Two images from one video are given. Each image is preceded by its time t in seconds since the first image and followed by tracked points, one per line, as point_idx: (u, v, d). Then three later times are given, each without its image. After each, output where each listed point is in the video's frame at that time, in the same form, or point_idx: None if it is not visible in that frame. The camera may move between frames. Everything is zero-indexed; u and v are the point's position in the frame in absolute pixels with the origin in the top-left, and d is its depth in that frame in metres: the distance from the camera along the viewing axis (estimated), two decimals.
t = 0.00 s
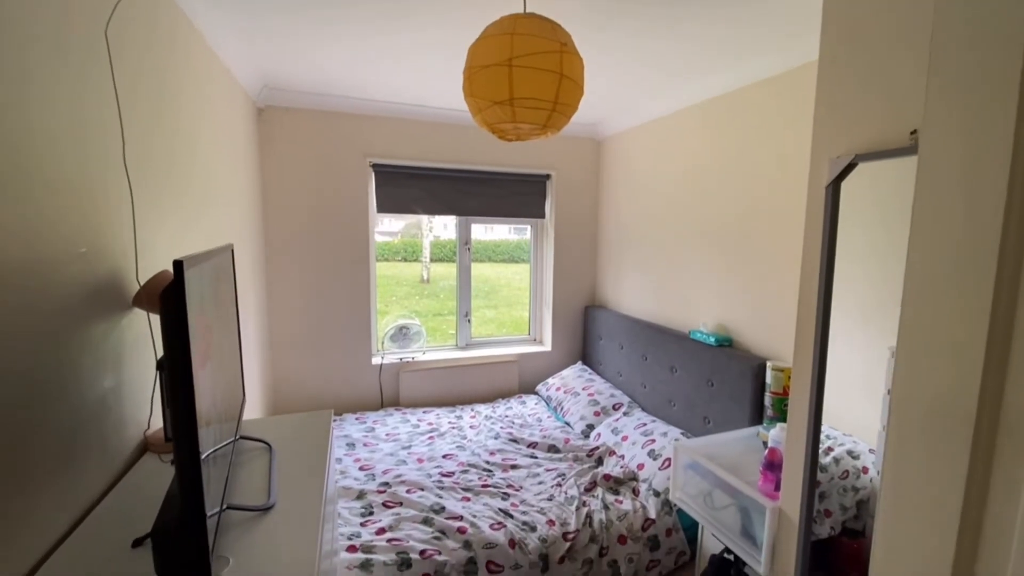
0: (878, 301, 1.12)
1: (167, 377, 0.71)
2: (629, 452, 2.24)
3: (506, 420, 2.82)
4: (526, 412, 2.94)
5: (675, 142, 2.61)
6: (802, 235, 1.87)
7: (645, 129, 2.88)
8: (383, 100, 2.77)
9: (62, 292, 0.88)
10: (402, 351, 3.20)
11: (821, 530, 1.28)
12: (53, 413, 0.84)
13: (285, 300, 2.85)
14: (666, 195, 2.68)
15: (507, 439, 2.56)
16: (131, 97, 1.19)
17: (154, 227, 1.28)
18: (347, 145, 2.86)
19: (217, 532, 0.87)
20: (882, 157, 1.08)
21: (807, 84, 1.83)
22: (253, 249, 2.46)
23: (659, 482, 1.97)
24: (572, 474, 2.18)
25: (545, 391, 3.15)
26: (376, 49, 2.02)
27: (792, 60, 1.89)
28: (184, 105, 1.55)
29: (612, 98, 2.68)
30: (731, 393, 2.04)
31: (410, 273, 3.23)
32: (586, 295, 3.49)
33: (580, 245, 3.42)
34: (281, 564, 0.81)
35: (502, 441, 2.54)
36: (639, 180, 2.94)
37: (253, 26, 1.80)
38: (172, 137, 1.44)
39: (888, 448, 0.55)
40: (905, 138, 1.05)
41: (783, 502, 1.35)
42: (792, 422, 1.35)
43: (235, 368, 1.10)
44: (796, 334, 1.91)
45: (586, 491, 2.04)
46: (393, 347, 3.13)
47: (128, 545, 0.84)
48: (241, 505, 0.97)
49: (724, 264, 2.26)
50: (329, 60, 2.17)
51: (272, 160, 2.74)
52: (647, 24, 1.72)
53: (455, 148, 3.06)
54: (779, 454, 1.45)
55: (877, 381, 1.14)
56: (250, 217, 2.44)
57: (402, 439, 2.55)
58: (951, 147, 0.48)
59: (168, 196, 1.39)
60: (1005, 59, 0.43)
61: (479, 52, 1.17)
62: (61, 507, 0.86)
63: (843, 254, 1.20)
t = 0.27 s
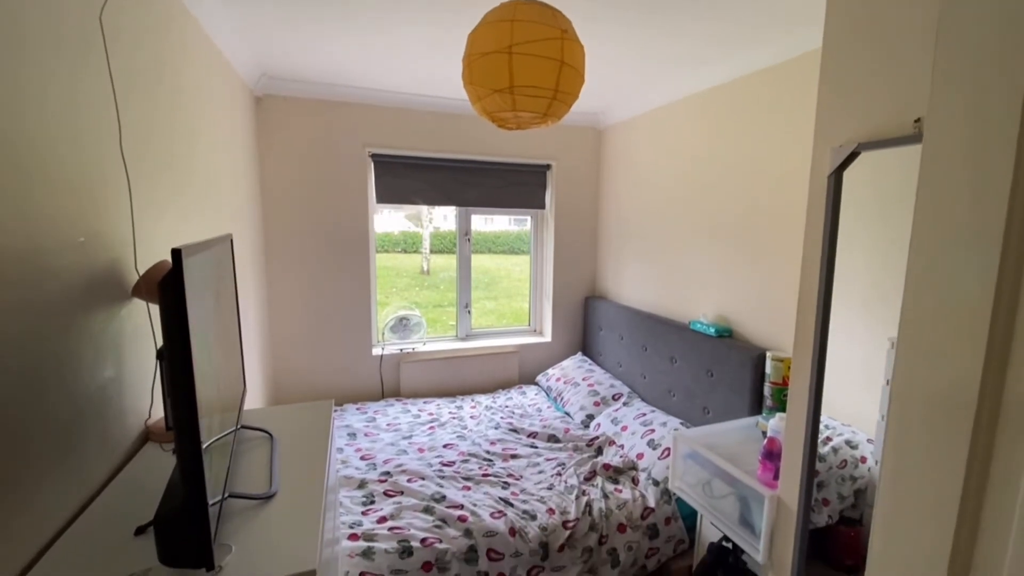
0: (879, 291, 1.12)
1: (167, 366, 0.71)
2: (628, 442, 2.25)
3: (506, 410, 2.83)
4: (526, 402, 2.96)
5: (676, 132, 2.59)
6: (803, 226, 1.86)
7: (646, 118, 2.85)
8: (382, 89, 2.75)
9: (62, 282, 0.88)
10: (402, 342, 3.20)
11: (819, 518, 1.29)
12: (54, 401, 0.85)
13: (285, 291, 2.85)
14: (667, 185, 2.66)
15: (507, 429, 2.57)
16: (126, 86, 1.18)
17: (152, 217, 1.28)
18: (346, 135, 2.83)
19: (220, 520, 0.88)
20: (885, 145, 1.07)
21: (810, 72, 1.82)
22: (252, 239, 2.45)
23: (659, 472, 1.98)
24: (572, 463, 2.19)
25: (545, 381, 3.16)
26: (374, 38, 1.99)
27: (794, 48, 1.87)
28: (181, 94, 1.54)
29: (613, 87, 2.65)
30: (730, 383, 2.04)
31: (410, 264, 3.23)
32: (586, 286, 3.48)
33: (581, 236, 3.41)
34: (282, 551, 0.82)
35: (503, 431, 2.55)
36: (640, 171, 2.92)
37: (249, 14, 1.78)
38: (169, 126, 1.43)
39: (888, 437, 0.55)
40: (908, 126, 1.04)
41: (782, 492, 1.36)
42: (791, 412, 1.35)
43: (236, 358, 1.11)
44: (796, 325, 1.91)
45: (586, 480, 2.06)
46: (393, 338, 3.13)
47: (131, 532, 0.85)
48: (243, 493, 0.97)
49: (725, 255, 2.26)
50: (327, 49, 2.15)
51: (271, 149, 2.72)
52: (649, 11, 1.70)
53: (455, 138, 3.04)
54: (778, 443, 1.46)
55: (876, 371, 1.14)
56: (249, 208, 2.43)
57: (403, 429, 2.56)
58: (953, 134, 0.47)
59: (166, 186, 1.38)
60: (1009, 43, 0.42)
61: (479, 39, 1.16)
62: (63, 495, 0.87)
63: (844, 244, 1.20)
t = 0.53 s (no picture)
0: (882, 281, 1.11)
1: (167, 356, 0.71)
2: (628, 433, 2.26)
3: (506, 402, 2.84)
4: (526, 394, 2.97)
5: (677, 122, 2.57)
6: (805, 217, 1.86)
7: (647, 110, 2.83)
8: (381, 79, 2.73)
9: (62, 272, 0.88)
10: (403, 334, 3.20)
11: (817, 509, 1.29)
12: (56, 392, 0.85)
13: (285, 284, 2.85)
14: (668, 177, 2.65)
15: (507, 421, 2.58)
16: (124, 76, 1.17)
17: (151, 208, 1.27)
18: (345, 126, 2.82)
19: (222, 509, 0.89)
20: (888, 135, 1.07)
21: (813, 62, 1.80)
22: (251, 231, 2.45)
23: (658, 462, 2.00)
24: (572, 454, 2.20)
25: (545, 373, 3.17)
26: (373, 28, 1.97)
27: (797, 38, 1.86)
28: (179, 84, 1.52)
29: (614, 78, 2.63)
30: (730, 374, 2.05)
31: (410, 256, 3.22)
32: (586, 278, 3.48)
33: (581, 228, 3.40)
34: (285, 540, 0.82)
35: (503, 423, 2.56)
36: (641, 162, 2.90)
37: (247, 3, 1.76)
38: (167, 117, 1.42)
39: (888, 426, 0.55)
40: (912, 116, 1.03)
41: (781, 482, 1.37)
42: (791, 404, 1.35)
43: (237, 349, 1.11)
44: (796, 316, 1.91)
45: (586, 471, 2.07)
46: (393, 330, 3.14)
47: (133, 522, 0.86)
48: (245, 483, 0.98)
49: (726, 246, 2.25)
50: (326, 39, 2.13)
51: (270, 141, 2.71)
52: None
53: (454, 129, 3.02)
54: (777, 434, 1.47)
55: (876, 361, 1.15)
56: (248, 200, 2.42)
57: (404, 421, 2.57)
58: (956, 120, 0.47)
59: (165, 178, 1.37)
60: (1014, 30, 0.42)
61: (479, 28, 1.14)
62: (66, 485, 0.88)
63: (846, 235, 1.20)
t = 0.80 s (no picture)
0: (884, 273, 1.11)
1: (167, 347, 0.71)
2: (628, 425, 2.27)
3: (506, 394, 2.85)
4: (526, 386, 2.98)
5: (679, 114, 2.55)
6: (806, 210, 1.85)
7: (648, 101, 2.81)
8: (380, 70, 2.71)
9: (62, 264, 0.88)
10: (403, 327, 3.21)
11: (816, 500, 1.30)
12: (56, 384, 0.85)
13: (285, 277, 2.85)
14: (669, 169, 2.64)
15: (507, 413, 2.59)
16: (121, 67, 1.16)
17: (150, 199, 1.26)
18: (344, 118, 2.80)
19: (224, 500, 0.89)
20: (890, 127, 1.05)
21: (815, 53, 1.79)
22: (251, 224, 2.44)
23: (658, 454, 2.01)
24: (572, 446, 2.21)
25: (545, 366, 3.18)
26: (372, 19, 1.96)
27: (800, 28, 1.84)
28: (177, 75, 1.51)
29: (615, 69, 2.61)
30: (730, 366, 2.05)
31: (410, 250, 3.22)
32: (586, 270, 3.47)
33: (581, 221, 3.39)
34: (287, 530, 0.83)
35: (504, 415, 2.57)
36: (641, 154, 2.89)
37: None
38: (165, 110, 1.41)
39: (890, 416, 0.55)
40: (914, 107, 1.02)
41: (780, 473, 1.37)
42: (790, 398, 1.35)
43: (237, 341, 1.11)
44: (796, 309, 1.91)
45: (586, 462, 2.08)
46: (394, 323, 3.14)
47: (136, 513, 0.86)
48: (246, 475, 0.98)
49: (727, 239, 2.25)
50: (324, 30, 2.11)
51: (269, 133, 2.70)
52: None
53: (454, 121, 3.00)
54: (777, 427, 1.47)
55: (877, 353, 1.15)
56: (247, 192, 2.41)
57: (404, 413, 2.58)
58: (962, 109, 0.47)
59: (164, 170, 1.37)
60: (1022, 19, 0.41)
61: (480, 17, 1.13)
62: (69, 476, 0.88)
63: (848, 227, 1.19)
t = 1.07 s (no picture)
0: (886, 266, 1.11)
1: (169, 339, 0.71)
2: (628, 418, 2.28)
3: (506, 387, 2.86)
4: (526, 379, 2.99)
5: (680, 106, 2.54)
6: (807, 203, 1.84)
7: (648, 94, 2.80)
8: (379, 62, 2.69)
9: (63, 255, 0.88)
10: (403, 320, 3.21)
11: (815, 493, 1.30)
12: (57, 377, 0.85)
13: (285, 270, 2.85)
14: (670, 161, 2.63)
15: (508, 406, 2.60)
16: (119, 57, 1.15)
17: (148, 191, 1.26)
18: (344, 110, 2.79)
19: (226, 491, 0.90)
20: (894, 117, 1.04)
21: (817, 45, 1.77)
22: (251, 218, 2.44)
23: (658, 447, 2.02)
24: (572, 439, 2.22)
25: (546, 359, 3.18)
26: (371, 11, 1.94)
27: (803, 20, 1.82)
28: (175, 66, 1.50)
29: (616, 61, 2.59)
30: (730, 359, 2.05)
31: (410, 243, 3.21)
32: (586, 264, 3.47)
33: (582, 214, 3.38)
34: (290, 521, 0.83)
35: (504, 408, 2.58)
36: (642, 147, 2.88)
37: None
38: (164, 103, 1.40)
39: (891, 407, 0.55)
40: (918, 98, 1.01)
41: (779, 465, 1.38)
42: (789, 390, 1.35)
43: (238, 334, 1.11)
44: (797, 302, 1.91)
45: (586, 455, 2.09)
46: (394, 316, 3.14)
47: (139, 504, 0.87)
48: (248, 466, 0.99)
49: (728, 232, 2.24)
50: (323, 22, 2.10)
51: (268, 126, 2.68)
52: None
53: (454, 114, 2.99)
54: (777, 419, 1.48)
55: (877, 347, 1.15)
56: (246, 185, 2.40)
57: (405, 406, 2.59)
58: (966, 97, 0.46)
59: (162, 163, 1.36)
60: None
61: (480, 6, 1.12)
62: (71, 467, 0.89)
63: (850, 220, 1.18)
